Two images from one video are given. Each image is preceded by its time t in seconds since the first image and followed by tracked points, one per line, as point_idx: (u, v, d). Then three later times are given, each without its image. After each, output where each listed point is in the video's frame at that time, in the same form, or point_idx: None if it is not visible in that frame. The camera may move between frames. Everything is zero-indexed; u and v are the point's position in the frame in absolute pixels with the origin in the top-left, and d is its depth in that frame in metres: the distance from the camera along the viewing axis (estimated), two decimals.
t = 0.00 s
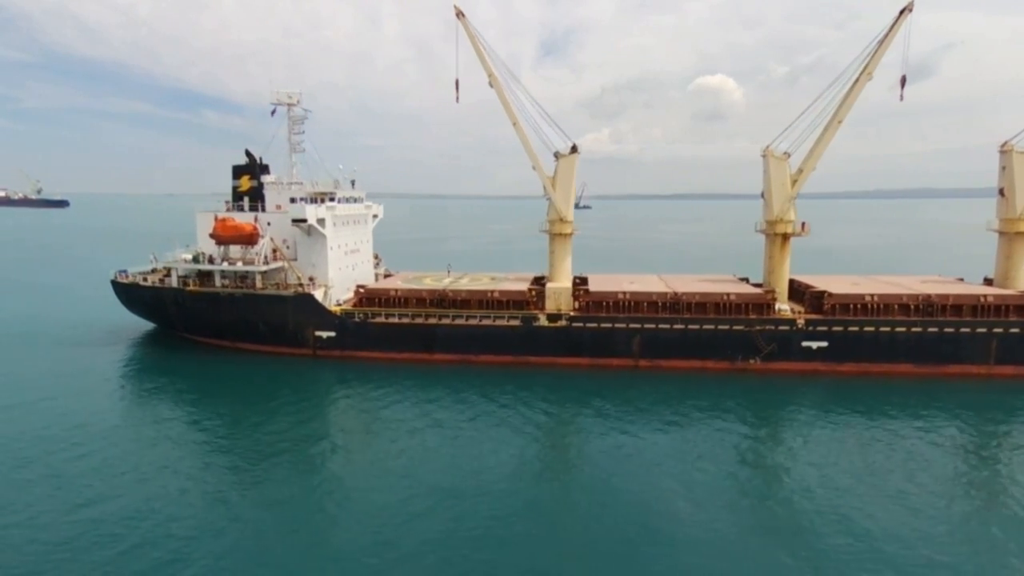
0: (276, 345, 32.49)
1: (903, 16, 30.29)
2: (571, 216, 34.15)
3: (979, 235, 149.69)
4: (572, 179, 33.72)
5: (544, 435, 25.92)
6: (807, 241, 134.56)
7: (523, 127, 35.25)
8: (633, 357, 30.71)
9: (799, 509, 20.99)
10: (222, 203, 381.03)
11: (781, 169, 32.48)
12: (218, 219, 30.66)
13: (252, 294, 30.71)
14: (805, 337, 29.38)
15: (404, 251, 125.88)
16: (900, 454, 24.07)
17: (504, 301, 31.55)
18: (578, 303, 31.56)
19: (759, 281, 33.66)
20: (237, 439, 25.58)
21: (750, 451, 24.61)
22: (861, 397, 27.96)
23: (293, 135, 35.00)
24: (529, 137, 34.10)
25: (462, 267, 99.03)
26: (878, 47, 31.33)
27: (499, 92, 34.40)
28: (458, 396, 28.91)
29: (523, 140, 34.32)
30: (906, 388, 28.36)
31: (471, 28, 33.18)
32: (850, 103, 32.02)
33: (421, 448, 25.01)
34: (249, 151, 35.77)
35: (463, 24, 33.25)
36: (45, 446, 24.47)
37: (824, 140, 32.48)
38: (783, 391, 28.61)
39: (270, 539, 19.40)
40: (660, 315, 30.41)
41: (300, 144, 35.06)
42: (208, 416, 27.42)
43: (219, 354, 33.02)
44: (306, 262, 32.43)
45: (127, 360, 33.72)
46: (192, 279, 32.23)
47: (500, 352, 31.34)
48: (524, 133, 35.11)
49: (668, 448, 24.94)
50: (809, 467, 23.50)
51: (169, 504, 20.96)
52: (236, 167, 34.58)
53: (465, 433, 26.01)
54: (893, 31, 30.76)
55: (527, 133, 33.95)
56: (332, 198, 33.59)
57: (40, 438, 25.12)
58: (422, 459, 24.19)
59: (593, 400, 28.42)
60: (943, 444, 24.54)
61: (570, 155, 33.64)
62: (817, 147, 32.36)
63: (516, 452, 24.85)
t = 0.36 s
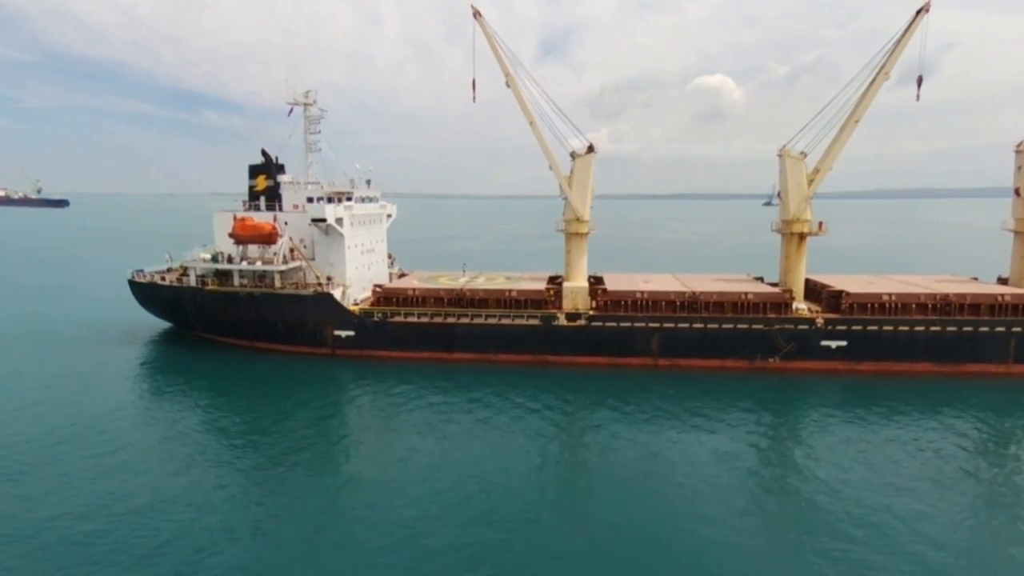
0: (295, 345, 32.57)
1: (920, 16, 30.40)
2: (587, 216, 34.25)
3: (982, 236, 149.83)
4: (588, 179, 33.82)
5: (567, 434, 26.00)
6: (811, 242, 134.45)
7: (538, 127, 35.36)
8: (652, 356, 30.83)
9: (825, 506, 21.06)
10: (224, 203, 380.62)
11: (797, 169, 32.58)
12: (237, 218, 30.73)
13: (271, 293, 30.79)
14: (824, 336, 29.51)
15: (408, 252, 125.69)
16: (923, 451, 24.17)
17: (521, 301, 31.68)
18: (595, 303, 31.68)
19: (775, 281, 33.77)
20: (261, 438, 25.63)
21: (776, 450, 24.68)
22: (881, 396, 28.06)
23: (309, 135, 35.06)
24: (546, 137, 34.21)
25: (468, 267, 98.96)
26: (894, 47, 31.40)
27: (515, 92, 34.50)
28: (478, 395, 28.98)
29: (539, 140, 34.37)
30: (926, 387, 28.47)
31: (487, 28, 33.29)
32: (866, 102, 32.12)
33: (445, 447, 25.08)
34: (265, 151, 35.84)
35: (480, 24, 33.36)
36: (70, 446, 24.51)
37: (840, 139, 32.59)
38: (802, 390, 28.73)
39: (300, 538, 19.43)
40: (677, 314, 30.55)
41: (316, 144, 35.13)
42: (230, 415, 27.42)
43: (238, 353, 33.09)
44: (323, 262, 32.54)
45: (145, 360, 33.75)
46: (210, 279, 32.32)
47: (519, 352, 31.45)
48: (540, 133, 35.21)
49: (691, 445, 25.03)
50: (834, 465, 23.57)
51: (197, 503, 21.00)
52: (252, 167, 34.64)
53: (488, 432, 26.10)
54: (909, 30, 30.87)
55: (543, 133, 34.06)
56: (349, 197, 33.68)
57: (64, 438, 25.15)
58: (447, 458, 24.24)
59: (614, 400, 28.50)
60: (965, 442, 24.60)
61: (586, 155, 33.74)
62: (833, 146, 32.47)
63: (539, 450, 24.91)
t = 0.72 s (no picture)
0: (301, 346, 32.46)
1: (920, 20, 30.89)
2: (592, 216, 34.41)
3: (968, 236, 152.11)
4: (593, 180, 33.98)
5: (579, 432, 26.15)
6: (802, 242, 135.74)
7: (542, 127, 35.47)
8: (659, 355, 31.08)
9: (838, 501, 21.34)
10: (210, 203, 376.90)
11: (799, 169, 32.95)
12: (242, 218, 30.59)
13: (278, 294, 30.68)
14: (829, 334, 29.93)
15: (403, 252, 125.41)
16: (929, 446, 24.58)
17: (528, 300, 31.78)
18: (601, 302, 31.86)
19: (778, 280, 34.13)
20: (272, 438, 25.54)
21: (785, 446, 25.00)
22: (886, 393, 28.49)
23: (312, 135, 34.90)
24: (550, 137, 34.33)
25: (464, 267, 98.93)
26: (895, 50, 31.85)
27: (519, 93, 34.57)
28: (487, 394, 29.06)
29: (544, 140, 34.47)
30: (930, 384, 28.95)
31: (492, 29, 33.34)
32: (867, 103, 32.56)
33: (457, 445, 25.14)
34: (267, 150, 35.64)
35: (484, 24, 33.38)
36: (78, 447, 24.29)
37: (841, 140, 33.00)
38: (808, 387, 29.10)
39: (317, 537, 19.40)
40: (683, 313, 30.83)
41: (320, 143, 34.99)
42: (239, 416, 27.28)
43: (243, 354, 32.91)
44: (329, 262, 32.46)
45: (148, 361, 33.49)
46: (214, 279, 32.15)
47: (526, 351, 31.57)
48: (544, 133, 35.31)
49: (702, 442, 25.28)
50: (843, 460, 23.91)
51: (211, 503, 20.91)
52: (255, 167, 34.44)
53: (499, 431, 26.18)
54: (909, 33, 31.36)
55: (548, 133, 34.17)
56: (353, 197, 33.58)
57: (72, 439, 24.90)
58: (460, 457, 24.30)
59: (623, 398, 28.70)
60: (969, 436, 25.06)
61: (591, 155, 33.90)
62: (834, 147, 32.88)
63: (552, 448, 25.03)
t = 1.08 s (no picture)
0: (315, 346, 32.44)
1: (928, 22, 31.21)
2: (603, 216, 34.51)
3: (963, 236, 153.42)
4: (604, 180, 34.10)
5: (597, 431, 26.25)
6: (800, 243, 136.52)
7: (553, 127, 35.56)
8: (673, 354, 31.26)
9: (858, 497, 21.54)
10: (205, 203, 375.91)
11: (809, 169, 33.16)
12: (255, 219, 30.54)
13: (292, 294, 30.65)
14: (841, 333, 30.19)
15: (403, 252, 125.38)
16: (945, 443, 24.82)
17: (540, 300, 31.93)
18: (614, 302, 32.05)
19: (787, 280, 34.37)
20: (289, 438, 25.51)
21: (802, 444, 25.18)
22: (898, 391, 28.75)
23: (323, 135, 34.84)
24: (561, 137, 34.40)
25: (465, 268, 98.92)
26: (903, 51, 32.18)
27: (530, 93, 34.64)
28: (502, 393, 29.11)
29: (555, 140, 34.55)
30: (942, 382, 29.24)
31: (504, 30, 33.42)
32: (876, 104, 32.82)
33: (476, 444, 25.18)
34: (277, 151, 35.58)
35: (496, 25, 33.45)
36: (95, 447, 24.21)
37: (851, 141, 33.26)
38: (822, 385, 29.33)
39: (340, 535, 19.41)
40: (696, 313, 31.02)
41: (330, 143, 34.93)
42: (256, 416, 27.22)
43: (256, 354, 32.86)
44: (341, 262, 32.46)
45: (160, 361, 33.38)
46: (227, 280, 32.13)
47: (540, 351, 31.66)
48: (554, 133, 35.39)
49: (720, 441, 25.45)
50: (861, 457, 24.11)
51: (232, 503, 20.90)
52: (266, 167, 34.37)
53: (517, 430, 26.26)
54: (918, 35, 31.67)
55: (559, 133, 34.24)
56: (365, 198, 33.56)
57: (89, 439, 24.82)
58: (480, 455, 24.35)
59: (638, 397, 28.84)
60: (984, 433, 25.31)
61: (602, 155, 34.01)
62: (844, 147, 33.13)
63: (570, 447, 25.13)
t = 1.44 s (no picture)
0: (266, 351, 31.40)
1: (856, 35, 33.35)
2: (557, 216, 35.00)
3: (879, 236, 164.18)
4: (557, 181, 34.60)
5: (559, 429, 26.62)
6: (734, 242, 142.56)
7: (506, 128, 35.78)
8: (629, 352, 32.08)
9: (808, 481, 22.79)
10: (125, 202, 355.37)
11: (751, 172, 34.73)
12: (201, 219, 29.34)
13: (242, 297, 29.58)
14: (784, 328, 31.81)
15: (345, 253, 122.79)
16: (882, 427, 26.59)
17: (498, 300, 32.16)
18: (570, 301, 32.68)
19: (732, 278, 35.93)
20: (246, 446, 24.62)
21: (753, 433, 26.39)
22: (837, 381, 30.57)
23: (270, 132, 33.76)
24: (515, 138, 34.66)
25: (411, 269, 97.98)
26: (834, 62, 34.26)
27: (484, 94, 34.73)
28: (464, 393, 29.09)
29: (509, 142, 34.78)
30: (875, 372, 31.31)
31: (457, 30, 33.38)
32: (811, 111, 34.76)
33: (441, 445, 25.07)
34: (221, 149, 34.23)
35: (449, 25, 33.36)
36: (31, 462, 22.60)
37: (788, 146, 35.09)
38: (769, 378, 30.80)
39: (309, 543, 18.92)
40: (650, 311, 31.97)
41: (278, 141, 33.89)
42: (207, 424, 26.11)
43: (202, 360, 31.49)
44: (293, 264, 31.60)
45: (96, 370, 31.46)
46: (169, 283, 30.67)
47: (499, 350, 31.79)
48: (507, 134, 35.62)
49: (677, 433, 26.33)
50: (808, 444, 25.51)
51: (189, 515, 19.99)
52: (209, 165, 33.00)
53: (481, 430, 26.30)
54: (847, 48, 33.79)
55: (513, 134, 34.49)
56: (316, 197, 32.76)
57: (22, 455, 23.11)
58: (446, 456, 24.25)
59: (597, 394, 29.44)
60: (915, 417, 27.26)
61: (555, 157, 34.50)
62: (782, 152, 34.91)
63: (535, 444, 25.39)
